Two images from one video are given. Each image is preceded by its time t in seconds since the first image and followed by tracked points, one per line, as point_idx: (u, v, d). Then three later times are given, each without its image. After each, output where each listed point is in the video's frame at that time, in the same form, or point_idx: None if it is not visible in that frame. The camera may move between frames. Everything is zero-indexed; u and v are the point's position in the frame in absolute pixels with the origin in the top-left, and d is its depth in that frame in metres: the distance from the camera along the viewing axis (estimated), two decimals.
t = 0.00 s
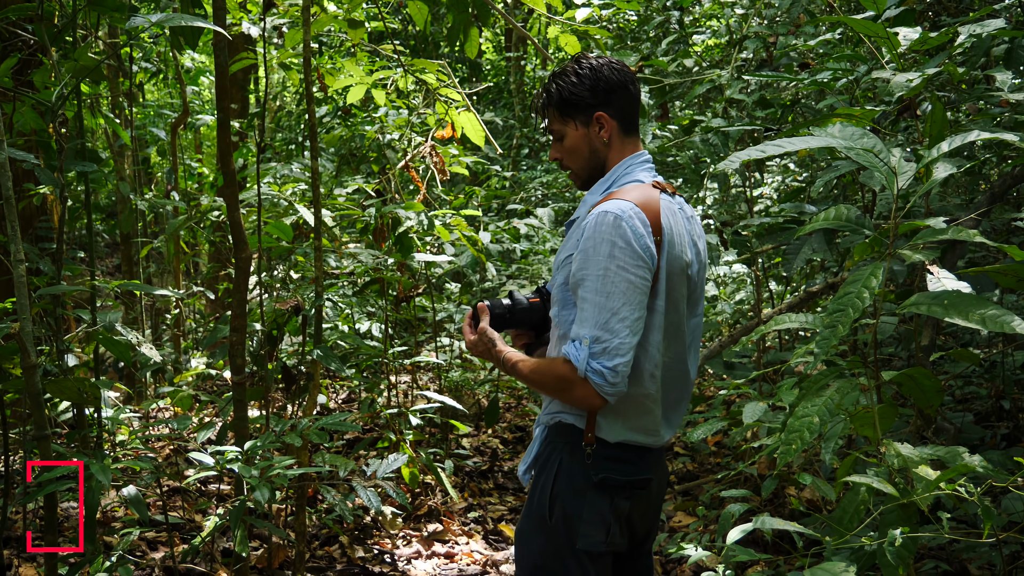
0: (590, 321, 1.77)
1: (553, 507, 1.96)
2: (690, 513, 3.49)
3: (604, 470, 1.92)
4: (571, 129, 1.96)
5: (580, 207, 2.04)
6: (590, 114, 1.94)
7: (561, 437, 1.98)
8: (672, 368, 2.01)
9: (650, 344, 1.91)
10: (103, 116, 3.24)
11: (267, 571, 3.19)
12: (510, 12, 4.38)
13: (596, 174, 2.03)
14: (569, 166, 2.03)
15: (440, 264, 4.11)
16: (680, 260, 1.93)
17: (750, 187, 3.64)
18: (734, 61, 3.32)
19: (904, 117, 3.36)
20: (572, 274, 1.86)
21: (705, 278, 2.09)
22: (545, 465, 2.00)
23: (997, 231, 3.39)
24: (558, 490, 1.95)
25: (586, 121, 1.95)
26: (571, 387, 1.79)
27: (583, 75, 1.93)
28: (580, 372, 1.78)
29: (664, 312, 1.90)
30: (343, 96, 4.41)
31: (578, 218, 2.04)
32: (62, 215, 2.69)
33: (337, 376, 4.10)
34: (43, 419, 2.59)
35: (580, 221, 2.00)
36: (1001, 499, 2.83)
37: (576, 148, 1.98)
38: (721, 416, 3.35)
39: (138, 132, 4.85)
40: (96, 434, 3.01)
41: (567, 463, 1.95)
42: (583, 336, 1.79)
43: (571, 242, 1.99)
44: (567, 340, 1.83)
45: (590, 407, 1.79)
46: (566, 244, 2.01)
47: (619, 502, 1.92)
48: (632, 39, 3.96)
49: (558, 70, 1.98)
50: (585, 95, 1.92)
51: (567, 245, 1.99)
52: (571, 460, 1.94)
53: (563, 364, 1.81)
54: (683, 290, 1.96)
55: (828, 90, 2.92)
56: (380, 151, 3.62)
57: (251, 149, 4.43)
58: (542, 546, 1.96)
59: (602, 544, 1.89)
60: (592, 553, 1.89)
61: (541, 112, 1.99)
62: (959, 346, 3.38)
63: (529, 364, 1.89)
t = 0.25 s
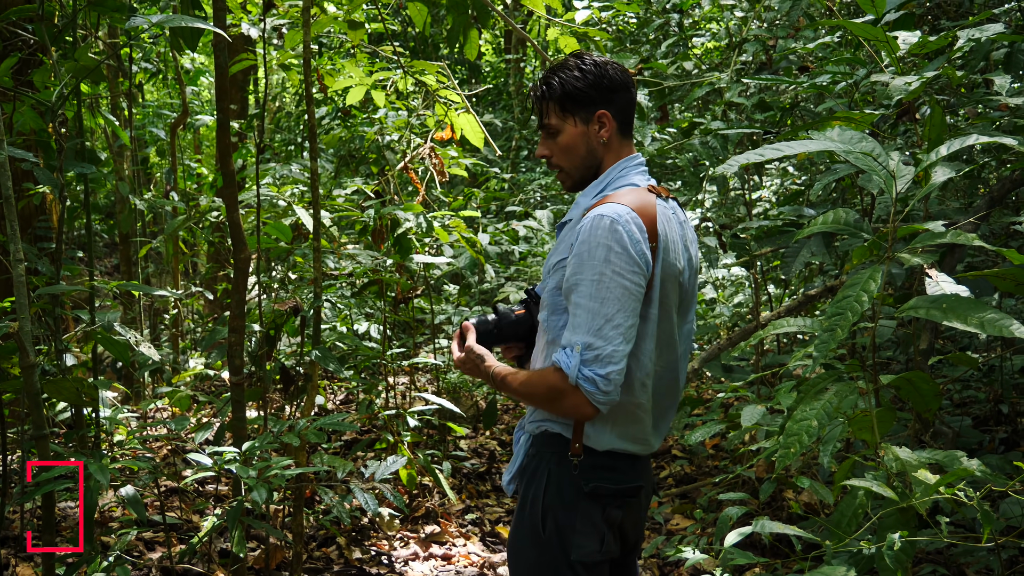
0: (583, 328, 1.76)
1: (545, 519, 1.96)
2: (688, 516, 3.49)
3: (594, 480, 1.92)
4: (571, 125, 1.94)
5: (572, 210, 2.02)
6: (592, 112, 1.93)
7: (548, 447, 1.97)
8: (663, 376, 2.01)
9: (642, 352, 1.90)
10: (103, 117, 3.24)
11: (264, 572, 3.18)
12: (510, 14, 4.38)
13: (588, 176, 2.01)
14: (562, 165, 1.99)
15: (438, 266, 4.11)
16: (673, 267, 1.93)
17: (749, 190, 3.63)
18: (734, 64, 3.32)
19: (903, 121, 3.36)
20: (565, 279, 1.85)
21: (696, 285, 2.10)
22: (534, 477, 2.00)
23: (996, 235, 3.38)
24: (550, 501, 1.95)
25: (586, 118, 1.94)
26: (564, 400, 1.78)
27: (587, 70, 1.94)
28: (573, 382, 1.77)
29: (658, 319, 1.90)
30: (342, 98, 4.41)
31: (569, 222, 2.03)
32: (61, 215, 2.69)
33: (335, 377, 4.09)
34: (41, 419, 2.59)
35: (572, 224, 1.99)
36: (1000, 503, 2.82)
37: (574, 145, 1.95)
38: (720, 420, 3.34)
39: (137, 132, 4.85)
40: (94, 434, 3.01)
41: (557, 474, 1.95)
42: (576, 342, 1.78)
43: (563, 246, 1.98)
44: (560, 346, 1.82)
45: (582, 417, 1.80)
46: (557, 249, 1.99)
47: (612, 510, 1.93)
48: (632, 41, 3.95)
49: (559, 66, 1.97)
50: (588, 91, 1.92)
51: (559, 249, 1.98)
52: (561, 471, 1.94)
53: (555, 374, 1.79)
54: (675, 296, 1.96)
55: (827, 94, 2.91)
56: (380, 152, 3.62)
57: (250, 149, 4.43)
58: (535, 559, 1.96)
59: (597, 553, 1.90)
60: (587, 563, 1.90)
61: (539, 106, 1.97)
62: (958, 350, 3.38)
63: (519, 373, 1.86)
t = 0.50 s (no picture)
0: (584, 343, 1.75)
1: (543, 533, 1.96)
2: (690, 516, 3.48)
3: (591, 493, 1.92)
4: (568, 125, 1.90)
5: (567, 219, 2.00)
6: (590, 113, 1.91)
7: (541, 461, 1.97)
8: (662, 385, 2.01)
9: (642, 364, 1.90)
10: (102, 122, 3.25)
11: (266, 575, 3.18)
12: (507, 15, 4.38)
13: (580, 177, 1.98)
14: (554, 166, 1.94)
15: (438, 268, 4.12)
16: (671, 276, 1.93)
17: (748, 189, 3.62)
18: (731, 63, 3.32)
19: (901, 119, 3.35)
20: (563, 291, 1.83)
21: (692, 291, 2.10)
22: (529, 490, 2.00)
23: (996, 232, 3.38)
24: (548, 515, 1.95)
25: (584, 119, 1.91)
26: (563, 418, 1.77)
27: (586, 69, 1.91)
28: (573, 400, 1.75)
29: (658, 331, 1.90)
30: (341, 100, 4.41)
31: (564, 230, 2.01)
32: (61, 220, 2.69)
33: (335, 379, 4.10)
34: (42, 424, 2.60)
35: (568, 234, 1.97)
36: (1002, 501, 2.82)
37: (569, 145, 1.91)
38: (721, 420, 3.34)
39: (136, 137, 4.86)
40: (95, 438, 3.01)
41: (554, 488, 1.95)
42: (576, 359, 1.76)
43: (558, 257, 1.96)
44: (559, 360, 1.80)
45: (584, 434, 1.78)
46: (552, 259, 1.97)
47: (611, 522, 1.94)
48: (630, 42, 3.96)
49: (555, 62, 1.93)
50: (588, 91, 1.88)
51: (554, 260, 1.96)
52: (558, 485, 1.94)
53: (551, 395, 1.78)
54: (673, 305, 1.95)
55: (825, 92, 2.91)
56: (378, 154, 3.62)
57: (249, 153, 4.44)
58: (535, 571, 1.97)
59: (598, 565, 1.91)
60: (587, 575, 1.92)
61: (534, 103, 1.92)
62: (959, 347, 3.38)
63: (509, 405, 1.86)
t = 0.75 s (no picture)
0: (605, 364, 1.69)
1: (547, 548, 1.97)
2: (689, 518, 3.48)
3: (595, 507, 1.92)
4: (561, 124, 1.89)
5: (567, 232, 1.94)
6: (584, 114, 1.90)
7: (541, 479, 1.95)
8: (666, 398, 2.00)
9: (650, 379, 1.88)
10: (101, 124, 3.25)
11: None
12: (506, 17, 4.39)
13: (568, 178, 1.98)
14: (542, 163, 1.95)
15: (436, 270, 4.12)
16: (674, 286, 1.92)
17: (747, 190, 3.62)
18: (730, 65, 3.32)
19: (900, 120, 3.35)
20: (573, 310, 1.77)
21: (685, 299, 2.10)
22: (530, 508, 1.99)
23: (994, 234, 3.38)
24: (550, 530, 1.95)
25: (577, 119, 1.90)
26: (585, 442, 1.71)
27: (584, 69, 1.90)
28: (596, 422, 1.69)
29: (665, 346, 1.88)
30: (340, 102, 4.42)
31: (563, 244, 1.95)
32: (61, 222, 2.69)
33: (335, 381, 4.09)
34: (42, 426, 2.60)
35: (570, 247, 1.91)
36: (1001, 502, 2.82)
37: (560, 144, 1.90)
38: (721, 421, 3.34)
39: (135, 139, 4.87)
40: (95, 440, 3.01)
41: (556, 505, 1.94)
42: (596, 381, 1.70)
43: (560, 273, 1.90)
44: (573, 381, 1.74)
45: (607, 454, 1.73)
46: (553, 275, 1.91)
47: (613, 533, 1.95)
48: (628, 43, 3.95)
49: (552, 58, 1.92)
50: (584, 91, 1.88)
51: (557, 276, 1.90)
52: (560, 502, 1.93)
53: (567, 420, 1.71)
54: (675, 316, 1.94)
55: (824, 94, 2.91)
56: (378, 156, 3.62)
57: (248, 155, 4.44)
58: None
59: None
60: None
61: (528, 98, 1.90)
62: (958, 349, 3.38)
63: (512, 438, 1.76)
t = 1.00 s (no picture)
0: (651, 378, 1.58)
1: (556, 562, 1.81)
2: (688, 520, 3.48)
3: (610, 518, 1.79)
4: (558, 122, 1.81)
5: (571, 241, 1.81)
6: (581, 114, 1.83)
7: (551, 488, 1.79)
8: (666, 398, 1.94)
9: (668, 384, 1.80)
10: (101, 126, 3.24)
11: None
12: (506, 18, 4.38)
13: (557, 179, 1.89)
14: (532, 161, 1.85)
15: (436, 271, 4.12)
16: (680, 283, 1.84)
17: (747, 191, 3.62)
18: (730, 66, 3.32)
19: (900, 122, 3.35)
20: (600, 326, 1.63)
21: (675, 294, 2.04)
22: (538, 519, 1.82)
23: (995, 235, 3.37)
24: (560, 542, 1.80)
25: (574, 118, 1.83)
26: (635, 461, 1.59)
27: (584, 67, 1.83)
28: (647, 439, 1.59)
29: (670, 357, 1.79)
30: (339, 103, 4.41)
31: (567, 253, 1.81)
32: (60, 223, 2.69)
33: (334, 382, 4.09)
34: (42, 427, 2.59)
35: (578, 257, 1.77)
36: (1002, 504, 2.81)
37: (554, 142, 1.82)
38: (720, 423, 3.34)
39: (135, 140, 4.86)
40: (94, 441, 3.01)
41: (569, 516, 1.79)
42: (643, 397, 1.58)
43: (574, 286, 1.75)
44: (611, 398, 1.60)
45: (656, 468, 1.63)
46: (562, 286, 1.77)
47: (622, 544, 1.83)
48: (628, 44, 3.94)
49: (552, 53, 1.85)
50: (583, 90, 1.81)
51: (567, 288, 1.76)
52: (573, 512, 1.78)
53: (612, 442, 1.59)
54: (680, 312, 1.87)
55: (824, 95, 2.91)
56: (377, 157, 3.62)
57: (247, 157, 4.44)
58: None
59: None
60: None
61: (525, 92, 1.82)
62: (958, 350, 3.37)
63: (549, 473, 1.63)
